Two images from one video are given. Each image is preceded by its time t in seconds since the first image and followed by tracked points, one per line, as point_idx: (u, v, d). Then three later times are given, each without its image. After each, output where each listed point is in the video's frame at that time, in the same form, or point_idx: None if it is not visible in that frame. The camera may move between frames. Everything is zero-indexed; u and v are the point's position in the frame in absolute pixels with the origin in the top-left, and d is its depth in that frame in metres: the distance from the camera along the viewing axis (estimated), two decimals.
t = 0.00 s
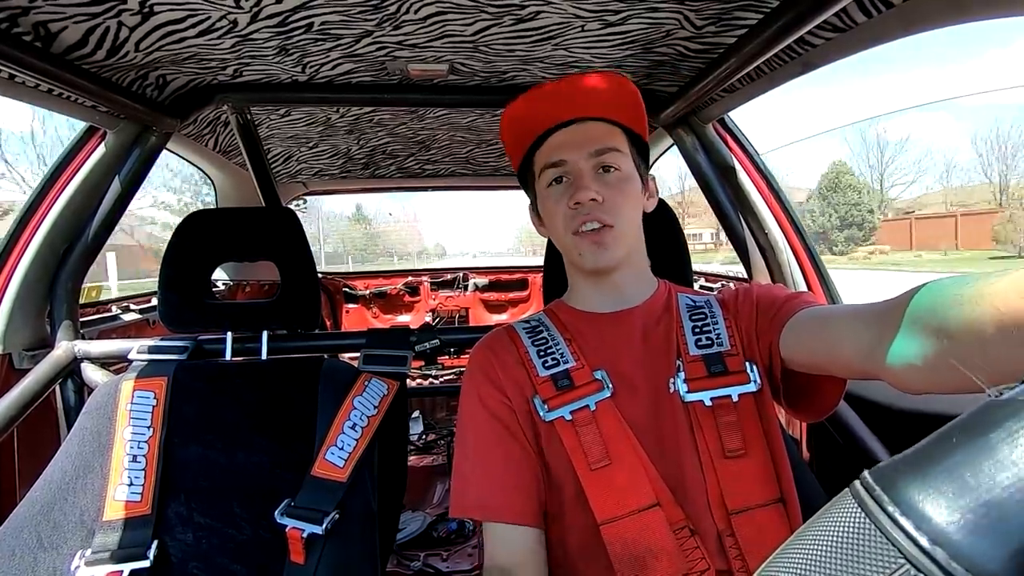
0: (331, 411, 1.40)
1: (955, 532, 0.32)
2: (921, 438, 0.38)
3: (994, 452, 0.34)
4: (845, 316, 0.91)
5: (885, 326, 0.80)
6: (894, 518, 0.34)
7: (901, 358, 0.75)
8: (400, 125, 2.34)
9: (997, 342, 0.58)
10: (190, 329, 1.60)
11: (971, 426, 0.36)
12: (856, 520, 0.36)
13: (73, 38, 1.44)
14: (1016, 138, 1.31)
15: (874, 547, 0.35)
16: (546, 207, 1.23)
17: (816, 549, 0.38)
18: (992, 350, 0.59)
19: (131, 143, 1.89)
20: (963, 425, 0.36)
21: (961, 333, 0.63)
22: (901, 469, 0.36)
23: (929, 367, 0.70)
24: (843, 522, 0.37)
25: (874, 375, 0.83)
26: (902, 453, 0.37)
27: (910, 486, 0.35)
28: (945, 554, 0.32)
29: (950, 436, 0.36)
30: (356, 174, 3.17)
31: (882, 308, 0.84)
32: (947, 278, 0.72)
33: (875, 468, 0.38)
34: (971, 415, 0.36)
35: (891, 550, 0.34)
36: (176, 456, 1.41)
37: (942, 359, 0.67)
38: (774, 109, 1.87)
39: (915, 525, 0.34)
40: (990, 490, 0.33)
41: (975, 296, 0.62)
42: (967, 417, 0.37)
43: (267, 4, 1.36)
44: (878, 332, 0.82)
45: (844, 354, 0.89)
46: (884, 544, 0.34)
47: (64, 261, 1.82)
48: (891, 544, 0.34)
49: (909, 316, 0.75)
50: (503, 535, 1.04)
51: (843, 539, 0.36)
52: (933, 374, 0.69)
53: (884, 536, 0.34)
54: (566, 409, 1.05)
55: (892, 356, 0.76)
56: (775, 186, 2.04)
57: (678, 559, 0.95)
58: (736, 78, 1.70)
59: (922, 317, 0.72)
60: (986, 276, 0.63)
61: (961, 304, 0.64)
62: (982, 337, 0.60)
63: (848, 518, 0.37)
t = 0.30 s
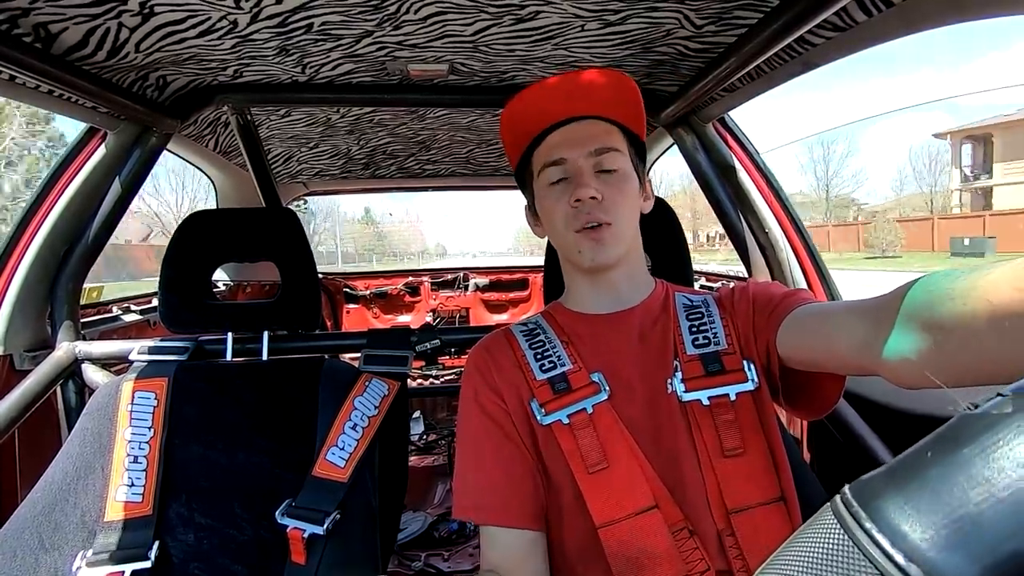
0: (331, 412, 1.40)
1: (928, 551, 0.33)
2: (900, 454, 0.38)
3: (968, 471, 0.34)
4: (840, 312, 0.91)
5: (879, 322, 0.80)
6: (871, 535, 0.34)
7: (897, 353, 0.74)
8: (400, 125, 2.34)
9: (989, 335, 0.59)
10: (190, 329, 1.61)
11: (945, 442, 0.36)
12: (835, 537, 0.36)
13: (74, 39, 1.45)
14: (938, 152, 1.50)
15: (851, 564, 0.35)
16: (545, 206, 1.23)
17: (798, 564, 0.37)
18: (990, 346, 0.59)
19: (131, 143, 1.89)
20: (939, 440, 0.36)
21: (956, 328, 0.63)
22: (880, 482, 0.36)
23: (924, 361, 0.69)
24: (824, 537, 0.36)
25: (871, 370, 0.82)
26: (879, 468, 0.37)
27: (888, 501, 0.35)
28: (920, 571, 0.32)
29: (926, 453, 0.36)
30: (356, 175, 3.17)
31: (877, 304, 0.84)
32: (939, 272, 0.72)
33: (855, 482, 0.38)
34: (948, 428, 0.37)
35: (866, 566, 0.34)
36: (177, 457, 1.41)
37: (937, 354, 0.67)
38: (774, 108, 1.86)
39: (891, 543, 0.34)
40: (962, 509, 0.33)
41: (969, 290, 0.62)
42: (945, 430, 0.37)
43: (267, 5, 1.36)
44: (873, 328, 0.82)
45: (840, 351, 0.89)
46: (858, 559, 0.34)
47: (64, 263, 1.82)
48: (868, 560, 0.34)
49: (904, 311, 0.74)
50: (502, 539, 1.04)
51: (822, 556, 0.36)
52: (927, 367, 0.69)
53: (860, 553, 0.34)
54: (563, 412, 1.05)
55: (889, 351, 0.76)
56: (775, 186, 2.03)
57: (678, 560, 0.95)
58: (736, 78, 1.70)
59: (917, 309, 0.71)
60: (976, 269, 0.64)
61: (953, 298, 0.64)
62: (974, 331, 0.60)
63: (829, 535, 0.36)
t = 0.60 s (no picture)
0: (332, 411, 1.40)
1: (949, 536, 0.32)
2: (912, 446, 0.38)
3: (988, 457, 0.34)
4: (842, 314, 0.91)
5: (883, 323, 0.80)
6: (888, 521, 0.35)
7: (900, 356, 0.75)
8: (401, 124, 2.34)
9: (993, 338, 0.59)
10: (191, 328, 1.61)
11: (965, 431, 0.36)
12: (851, 522, 0.36)
13: (75, 38, 1.45)
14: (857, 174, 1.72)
15: (868, 549, 0.35)
16: (552, 199, 1.22)
17: (814, 552, 0.38)
18: (993, 349, 0.59)
19: (132, 143, 1.89)
20: (958, 429, 0.36)
21: (961, 329, 0.63)
22: (896, 471, 0.36)
23: (927, 364, 0.70)
24: (840, 524, 0.37)
25: (873, 372, 0.82)
26: (895, 457, 0.37)
27: (905, 488, 0.35)
28: (939, 556, 0.32)
29: (947, 440, 0.36)
30: (356, 174, 3.17)
31: (881, 305, 0.84)
32: (943, 274, 0.72)
33: (870, 471, 0.38)
34: (965, 420, 0.37)
35: (884, 551, 0.34)
36: (177, 456, 1.41)
37: (940, 357, 0.67)
38: (775, 108, 1.87)
39: (908, 528, 0.34)
40: (984, 494, 0.33)
41: (975, 292, 0.62)
42: (965, 420, 0.37)
43: (268, 4, 1.36)
44: (877, 329, 0.82)
45: (842, 351, 0.89)
46: (876, 545, 0.35)
47: (65, 261, 1.82)
48: (885, 546, 0.34)
49: (908, 313, 0.74)
50: (503, 537, 1.05)
51: (838, 540, 0.36)
52: (932, 371, 0.69)
53: (877, 538, 0.35)
54: (565, 411, 1.05)
55: (892, 353, 0.76)
56: (776, 185, 2.03)
57: (678, 560, 0.95)
58: (737, 77, 1.70)
59: (921, 313, 0.71)
60: (981, 272, 0.64)
61: (958, 300, 0.64)
62: (980, 333, 0.60)
63: (845, 521, 0.37)
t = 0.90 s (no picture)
0: (332, 411, 1.40)
1: (953, 534, 0.32)
2: (914, 445, 0.38)
3: (993, 455, 0.34)
4: (843, 314, 0.91)
5: (884, 323, 0.80)
6: (892, 519, 0.35)
7: (901, 355, 0.74)
8: (401, 125, 2.34)
9: (994, 339, 0.59)
10: (191, 329, 1.61)
11: (969, 430, 0.36)
12: (856, 522, 0.36)
13: (75, 38, 1.45)
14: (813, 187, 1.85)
15: (874, 548, 0.35)
16: (558, 197, 1.22)
17: (818, 553, 0.37)
18: (992, 349, 0.59)
19: (131, 143, 1.89)
20: (962, 427, 0.36)
21: (961, 330, 0.63)
22: (899, 470, 0.36)
23: (928, 364, 0.69)
24: (845, 524, 0.37)
25: (874, 372, 0.82)
26: (895, 457, 0.37)
27: (908, 486, 0.35)
28: (943, 554, 0.32)
29: (951, 438, 0.36)
30: (356, 174, 3.17)
31: (882, 304, 0.84)
32: (945, 274, 0.72)
33: (874, 470, 0.38)
34: (970, 417, 0.37)
35: (889, 550, 0.34)
36: (177, 456, 1.41)
37: (941, 357, 0.67)
38: (776, 108, 1.87)
39: (913, 527, 0.34)
40: (987, 493, 0.33)
41: (976, 293, 0.62)
42: (968, 418, 0.37)
43: (268, 4, 1.36)
44: (878, 328, 0.82)
45: (842, 351, 0.89)
46: (881, 544, 0.34)
47: (65, 262, 1.82)
48: (890, 545, 0.34)
49: (909, 313, 0.74)
50: (502, 536, 1.05)
51: (840, 542, 0.36)
52: (933, 371, 0.69)
53: (882, 538, 0.34)
54: (566, 410, 1.04)
55: (893, 354, 0.76)
56: (775, 185, 2.03)
57: (678, 560, 0.95)
58: (737, 78, 1.70)
59: (923, 314, 0.71)
60: (983, 273, 0.64)
61: (959, 301, 0.64)
62: (982, 333, 0.60)
63: (849, 521, 0.37)
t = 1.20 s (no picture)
0: (331, 412, 1.40)
1: (949, 538, 0.32)
2: (909, 450, 0.38)
3: (988, 460, 0.34)
4: (841, 317, 0.91)
5: (882, 327, 0.80)
6: (888, 523, 0.34)
7: (898, 359, 0.74)
8: (401, 126, 2.34)
9: (989, 342, 0.59)
10: (191, 329, 1.61)
11: (965, 435, 0.36)
12: (853, 525, 0.36)
13: (75, 39, 1.45)
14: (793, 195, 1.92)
15: (870, 551, 0.35)
16: (558, 199, 1.21)
17: (815, 555, 0.37)
18: (987, 353, 0.59)
19: (131, 143, 1.89)
20: (958, 432, 0.36)
21: (957, 334, 0.63)
22: (896, 475, 0.36)
23: (924, 367, 0.69)
24: (842, 527, 0.37)
25: (872, 375, 0.82)
26: (892, 460, 0.37)
27: (905, 490, 0.35)
28: (938, 559, 0.32)
29: (947, 443, 0.36)
30: (357, 175, 3.17)
31: (881, 308, 0.84)
32: (944, 277, 0.72)
33: (871, 474, 0.38)
34: (967, 420, 0.37)
35: (885, 554, 0.34)
36: (176, 457, 1.41)
37: (937, 361, 0.67)
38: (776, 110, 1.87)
39: (909, 531, 0.34)
40: (983, 498, 0.33)
41: (971, 296, 0.62)
42: (963, 423, 0.37)
43: (268, 5, 1.36)
44: (875, 332, 0.82)
45: (840, 355, 0.89)
46: (876, 547, 0.34)
47: (65, 262, 1.82)
48: (885, 549, 0.34)
49: (907, 317, 0.74)
50: (501, 539, 1.04)
51: (837, 544, 0.36)
52: (929, 374, 0.69)
53: (878, 541, 0.34)
54: (565, 413, 1.05)
55: (890, 357, 0.76)
56: (775, 187, 2.04)
57: (677, 563, 0.95)
58: (737, 79, 1.70)
59: (918, 317, 0.71)
60: (979, 275, 0.64)
61: (955, 305, 0.64)
62: (974, 338, 0.60)
63: (846, 524, 0.37)
